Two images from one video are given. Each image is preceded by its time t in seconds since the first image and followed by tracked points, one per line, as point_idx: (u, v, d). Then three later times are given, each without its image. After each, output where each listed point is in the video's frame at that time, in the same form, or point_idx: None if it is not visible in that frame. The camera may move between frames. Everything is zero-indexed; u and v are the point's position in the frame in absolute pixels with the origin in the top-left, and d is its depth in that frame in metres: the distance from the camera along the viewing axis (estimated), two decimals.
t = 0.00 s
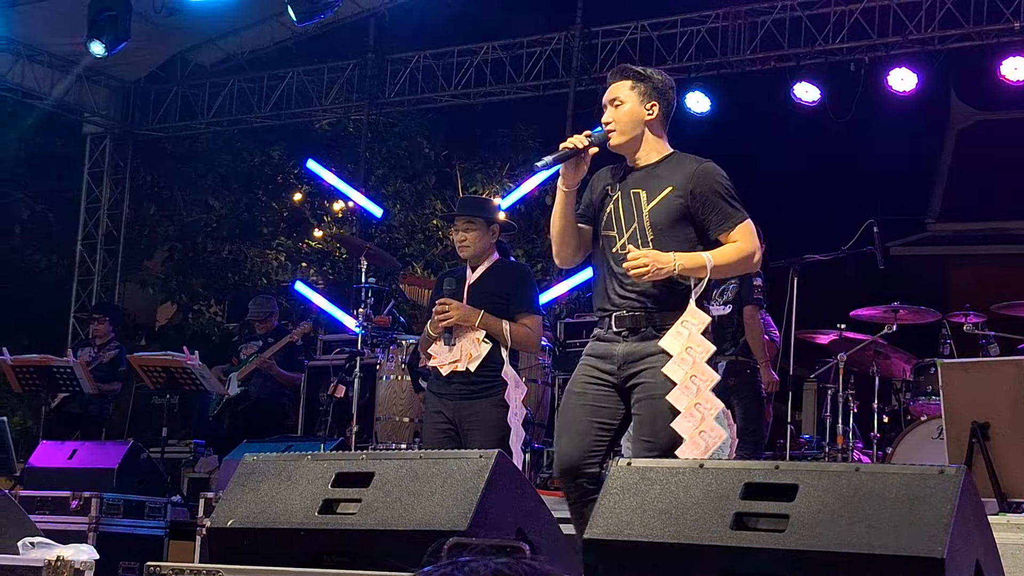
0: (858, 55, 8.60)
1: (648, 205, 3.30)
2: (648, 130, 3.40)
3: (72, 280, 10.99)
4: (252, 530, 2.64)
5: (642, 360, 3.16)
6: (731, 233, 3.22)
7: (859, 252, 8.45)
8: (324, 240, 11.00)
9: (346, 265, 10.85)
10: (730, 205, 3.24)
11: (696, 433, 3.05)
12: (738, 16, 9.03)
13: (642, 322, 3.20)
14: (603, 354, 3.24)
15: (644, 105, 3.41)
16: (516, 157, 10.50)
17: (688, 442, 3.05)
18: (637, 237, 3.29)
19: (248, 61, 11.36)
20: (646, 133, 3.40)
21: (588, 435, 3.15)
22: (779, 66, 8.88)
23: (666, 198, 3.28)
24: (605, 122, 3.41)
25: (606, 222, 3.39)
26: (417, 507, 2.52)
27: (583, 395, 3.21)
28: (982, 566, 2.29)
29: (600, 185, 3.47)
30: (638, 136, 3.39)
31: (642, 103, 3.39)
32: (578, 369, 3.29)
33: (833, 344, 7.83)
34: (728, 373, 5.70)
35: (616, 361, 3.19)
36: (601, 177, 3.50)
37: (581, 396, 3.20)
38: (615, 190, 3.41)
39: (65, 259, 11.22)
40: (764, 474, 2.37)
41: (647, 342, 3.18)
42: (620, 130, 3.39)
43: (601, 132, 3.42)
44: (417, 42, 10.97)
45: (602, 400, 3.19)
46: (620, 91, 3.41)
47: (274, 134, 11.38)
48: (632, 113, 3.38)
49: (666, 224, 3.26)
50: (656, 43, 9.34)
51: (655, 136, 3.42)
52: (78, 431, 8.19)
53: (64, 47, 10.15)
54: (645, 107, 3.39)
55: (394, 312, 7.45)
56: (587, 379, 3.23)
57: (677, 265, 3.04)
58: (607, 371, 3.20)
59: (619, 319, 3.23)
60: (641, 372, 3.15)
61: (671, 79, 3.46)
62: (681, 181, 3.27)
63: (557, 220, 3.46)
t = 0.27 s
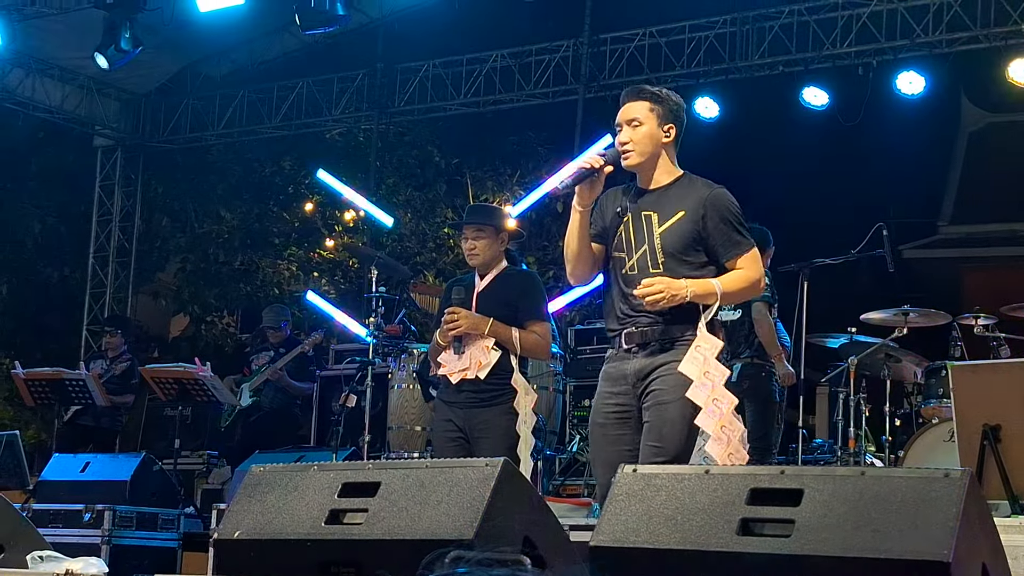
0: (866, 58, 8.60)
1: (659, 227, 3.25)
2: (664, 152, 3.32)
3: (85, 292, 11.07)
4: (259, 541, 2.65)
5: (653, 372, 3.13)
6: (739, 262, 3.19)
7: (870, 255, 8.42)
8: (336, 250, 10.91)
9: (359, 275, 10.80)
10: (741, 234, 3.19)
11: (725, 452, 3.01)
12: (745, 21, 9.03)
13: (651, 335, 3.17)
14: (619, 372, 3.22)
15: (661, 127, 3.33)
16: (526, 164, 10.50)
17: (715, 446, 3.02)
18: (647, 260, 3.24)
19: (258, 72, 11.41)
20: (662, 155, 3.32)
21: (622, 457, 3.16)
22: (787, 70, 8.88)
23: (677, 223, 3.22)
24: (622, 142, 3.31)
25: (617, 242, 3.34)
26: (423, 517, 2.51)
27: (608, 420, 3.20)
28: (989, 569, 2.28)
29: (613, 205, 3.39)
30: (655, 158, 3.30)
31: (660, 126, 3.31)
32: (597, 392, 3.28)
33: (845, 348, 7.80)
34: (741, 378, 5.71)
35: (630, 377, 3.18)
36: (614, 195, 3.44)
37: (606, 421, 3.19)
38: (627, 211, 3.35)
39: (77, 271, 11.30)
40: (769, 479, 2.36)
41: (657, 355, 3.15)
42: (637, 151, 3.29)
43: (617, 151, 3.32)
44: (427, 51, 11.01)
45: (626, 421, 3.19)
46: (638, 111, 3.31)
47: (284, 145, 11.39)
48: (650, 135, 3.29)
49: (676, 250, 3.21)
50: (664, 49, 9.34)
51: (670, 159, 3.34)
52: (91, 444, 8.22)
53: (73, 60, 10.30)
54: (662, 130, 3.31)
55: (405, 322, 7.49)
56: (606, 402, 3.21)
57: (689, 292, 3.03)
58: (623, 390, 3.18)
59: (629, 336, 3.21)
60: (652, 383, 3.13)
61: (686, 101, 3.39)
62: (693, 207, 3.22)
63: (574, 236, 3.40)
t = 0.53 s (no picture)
0: (876, 55, 8.57)
1: (677, 230, 3.24)
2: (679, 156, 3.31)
3: (97, 297, 11.10)
4: (270, 543, 2.65)
5: (676, 376, 3.15)
6: (758, 254, 3.20)
7: (882, 252, 8.39)
8: (347, 253, 10.83)
9: (371, 278, 10.73)
10: (757, 228, 3.21)
11: (711, 417, 3.03)
12: (754, 19, 9.01)
13: (671, 339, 3.18)
14: (638, 376, 3.23)
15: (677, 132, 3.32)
16: (535, 166, 10.51)
17: (702, 426, 3.02)
18: (666, 263, 3.24)
19: (268, 76, 11.44)
20: (678, 158, 3.31)
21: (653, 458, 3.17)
22: (797, 68, 8.85)
23: (694, 224, 3.22)
24: (640, 144, 3.29)
25: (632, 247, 3.32)
26: (431, 518, 2.51)
27: (634, 423, 3.20)
28: (999, 564, 2.28)
29: (627, 209, 3.37)
30: (671, 163, 3.29)
31: (678, 130, 3.30)
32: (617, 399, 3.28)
33: (857, 346, 7.78)
34: (754, 376, 5.68)
35: (652, 381, 3.19)
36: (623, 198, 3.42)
37: (633, 424, 3.20)
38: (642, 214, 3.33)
39: (89, 277, 11.33)
40: (778, 477, 2.36)
41: (680, 360, 3.16)
42: (655, 154, 3.27)
43: (634, 153, 3.30)
44: (436, 53, 11.02)
45: (653, 422, 3.20)
46: (656, 113, 3.30)
47: (296, 149, 11.41)
48: (670, 139, 3.28)
49: (696, 250, 3.21)
50: (674, 48, 9.33)
51: (684, 163, 3.34)
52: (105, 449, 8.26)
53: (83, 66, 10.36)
54: (679, 135, 3.31)
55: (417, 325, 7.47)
56: (630, 406, 3.22)
57: (717, 291, 3.02)
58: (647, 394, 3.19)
59: (648, 342, 3.21)
60: (675, 385, 3.14)
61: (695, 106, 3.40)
62: (709, 207, 3.22)
63: (590, 244, 3.37)
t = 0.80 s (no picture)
0: (881, 61, 8.57)
1: (690, 232, 3.27)
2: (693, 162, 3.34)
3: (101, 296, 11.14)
4: (271, 543, 2.66)
5: (687, 379, 3.14)
6: (770, 258, 3.25)
7: (886, 258, 8.38)
8: (351, 254, 11.02)
9: (375, 279, 10.91)
10: (769, 234, 3.25)
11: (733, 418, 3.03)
12: (761, 24, 9.00)
13: (682, 342, 3.18)
14: (647, 376, 3.22)
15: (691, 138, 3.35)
16: (540, 168, 10.53)
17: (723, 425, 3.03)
18: (679, 265, 3.26)
19: (274, 77, 11.47)
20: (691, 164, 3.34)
21: (663, 459, 3.16)
22: (803, 73, 8.85)
23: (707, 227, 3.25)
24: (656, 147, 3.31)
25: (645, 248, 3.34)
26: (432, 520, 2.52)
27: (645, 423, 3.19)
28: (999, 570, 2.28)
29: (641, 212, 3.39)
30: (685, 168, 3.31)
31: (693, 135, 3.32)
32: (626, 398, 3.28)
33: (860, 351, 7.79)
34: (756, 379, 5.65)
35: (662, 383, 3.18)
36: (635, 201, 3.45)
37: (644, 423, 3.19)
38: (654, 217, 3.36)
39: (94, 276, 11.37)
40: (779, 481, 2.36)
41: (690, 362, 3.16)
42: (671, 157, 3.30)
43: (649, 156, 3.32)
44: (442, 54, 11.03)
45: (664, 422, 3.19)
46: (672, 118, 3.33)
47: (301, 149, 11.43)
48: (684, 144, 3.30)
49: (708, 253, 3.24)
50: (680, 52, 9.33)
51: (697, 169, 3.36)
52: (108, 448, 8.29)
53: (89, 65, 10.38)
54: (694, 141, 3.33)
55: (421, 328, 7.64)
56: (641, 405, 3.21)
57: (733, 295, 3.08)
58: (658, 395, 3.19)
59: (659, 343, 3.22)
60: (686, 388, 3.14)
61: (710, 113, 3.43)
62: (723, 211, 3.25)
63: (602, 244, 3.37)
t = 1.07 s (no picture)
0: (887, 60, 8.56)
1: (702, 244, 3.28)
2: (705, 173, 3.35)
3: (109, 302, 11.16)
4: (281, 548, 2.67)
5: (697, 389, 3.14)
6: (780, 275, 3.24)
7: (893, 258, 8.37)
8: (359, 258, 11.02)
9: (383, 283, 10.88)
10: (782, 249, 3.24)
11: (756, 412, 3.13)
12: (766, 25, 8.99)
13: (693, 353, 3.18)
14: (657, 383, 3.22)
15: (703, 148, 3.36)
16: (547, 171, 10.54)
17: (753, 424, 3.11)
18: (690, 276, 3.27)
19: (280, 82, 11.50)
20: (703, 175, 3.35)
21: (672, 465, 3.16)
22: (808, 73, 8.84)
23: (720, 239, 3.25)
24: (668, 157, 3.33)
25: (658, 259, 3.35)
26: (441, 523, 2.52)
27: (654, 430, 3.19)
28: (1009, 570, 2.27)
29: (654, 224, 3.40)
30: (696, 178, 3.33)
31: (704, 146, 3.34)
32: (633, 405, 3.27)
33: (868, 352, 7.77)
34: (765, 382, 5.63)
35: (672, 392, 3.18)
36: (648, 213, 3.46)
37: (653, 429, 3.19)
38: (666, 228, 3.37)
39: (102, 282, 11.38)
40: (788, 483, 2.36)
41: (700, 372, 3.16)
42: (683, 167, 3.31)
43: (661, 165, 3.34)
44: (447, 58, 11.06)
45: (673, 429, 3.19)
46: (684, 127, 3.34)
47: (307, 154, 11.44)
48: (696, 154, 3.31)
49: (721, 265, 3.24)
50: (685, 54, 9.33)
51: (709, 181, 3.37)
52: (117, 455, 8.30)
53: (96, 72, 10.44)
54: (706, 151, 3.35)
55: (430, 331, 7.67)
56: (650, 412, 3.21)
57: (739, 310, 3.08)
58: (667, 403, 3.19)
59: (669, 352, 3.22)
60: (696, 396, 3.13)
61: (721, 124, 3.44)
62: (735, 223, 3.25)
63: (615, 255, 3.36)
